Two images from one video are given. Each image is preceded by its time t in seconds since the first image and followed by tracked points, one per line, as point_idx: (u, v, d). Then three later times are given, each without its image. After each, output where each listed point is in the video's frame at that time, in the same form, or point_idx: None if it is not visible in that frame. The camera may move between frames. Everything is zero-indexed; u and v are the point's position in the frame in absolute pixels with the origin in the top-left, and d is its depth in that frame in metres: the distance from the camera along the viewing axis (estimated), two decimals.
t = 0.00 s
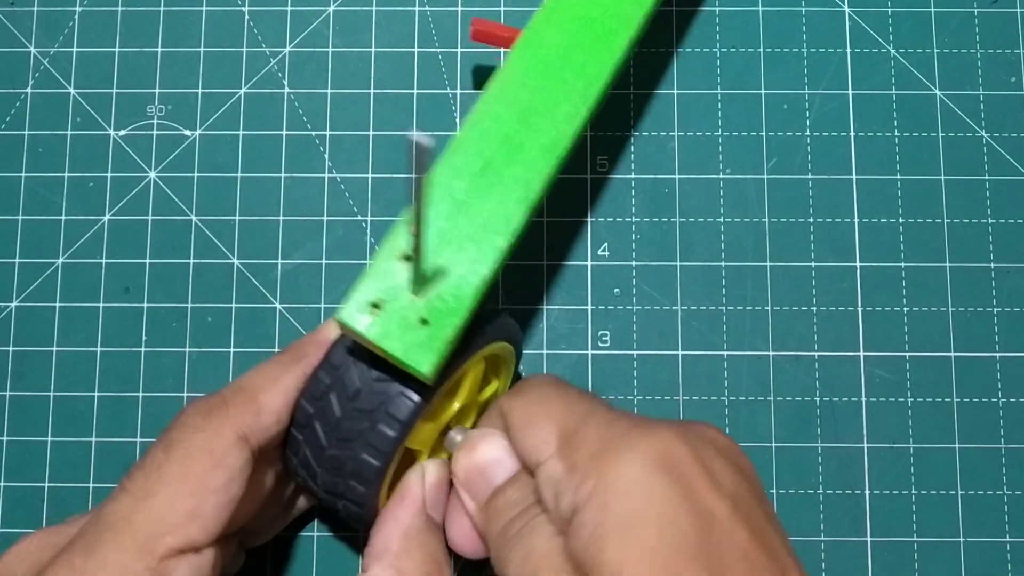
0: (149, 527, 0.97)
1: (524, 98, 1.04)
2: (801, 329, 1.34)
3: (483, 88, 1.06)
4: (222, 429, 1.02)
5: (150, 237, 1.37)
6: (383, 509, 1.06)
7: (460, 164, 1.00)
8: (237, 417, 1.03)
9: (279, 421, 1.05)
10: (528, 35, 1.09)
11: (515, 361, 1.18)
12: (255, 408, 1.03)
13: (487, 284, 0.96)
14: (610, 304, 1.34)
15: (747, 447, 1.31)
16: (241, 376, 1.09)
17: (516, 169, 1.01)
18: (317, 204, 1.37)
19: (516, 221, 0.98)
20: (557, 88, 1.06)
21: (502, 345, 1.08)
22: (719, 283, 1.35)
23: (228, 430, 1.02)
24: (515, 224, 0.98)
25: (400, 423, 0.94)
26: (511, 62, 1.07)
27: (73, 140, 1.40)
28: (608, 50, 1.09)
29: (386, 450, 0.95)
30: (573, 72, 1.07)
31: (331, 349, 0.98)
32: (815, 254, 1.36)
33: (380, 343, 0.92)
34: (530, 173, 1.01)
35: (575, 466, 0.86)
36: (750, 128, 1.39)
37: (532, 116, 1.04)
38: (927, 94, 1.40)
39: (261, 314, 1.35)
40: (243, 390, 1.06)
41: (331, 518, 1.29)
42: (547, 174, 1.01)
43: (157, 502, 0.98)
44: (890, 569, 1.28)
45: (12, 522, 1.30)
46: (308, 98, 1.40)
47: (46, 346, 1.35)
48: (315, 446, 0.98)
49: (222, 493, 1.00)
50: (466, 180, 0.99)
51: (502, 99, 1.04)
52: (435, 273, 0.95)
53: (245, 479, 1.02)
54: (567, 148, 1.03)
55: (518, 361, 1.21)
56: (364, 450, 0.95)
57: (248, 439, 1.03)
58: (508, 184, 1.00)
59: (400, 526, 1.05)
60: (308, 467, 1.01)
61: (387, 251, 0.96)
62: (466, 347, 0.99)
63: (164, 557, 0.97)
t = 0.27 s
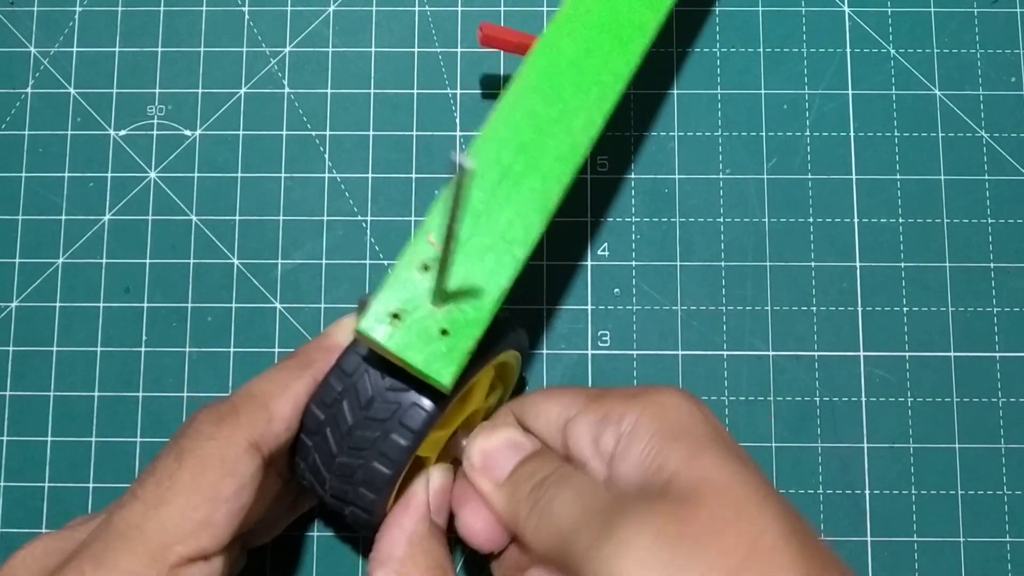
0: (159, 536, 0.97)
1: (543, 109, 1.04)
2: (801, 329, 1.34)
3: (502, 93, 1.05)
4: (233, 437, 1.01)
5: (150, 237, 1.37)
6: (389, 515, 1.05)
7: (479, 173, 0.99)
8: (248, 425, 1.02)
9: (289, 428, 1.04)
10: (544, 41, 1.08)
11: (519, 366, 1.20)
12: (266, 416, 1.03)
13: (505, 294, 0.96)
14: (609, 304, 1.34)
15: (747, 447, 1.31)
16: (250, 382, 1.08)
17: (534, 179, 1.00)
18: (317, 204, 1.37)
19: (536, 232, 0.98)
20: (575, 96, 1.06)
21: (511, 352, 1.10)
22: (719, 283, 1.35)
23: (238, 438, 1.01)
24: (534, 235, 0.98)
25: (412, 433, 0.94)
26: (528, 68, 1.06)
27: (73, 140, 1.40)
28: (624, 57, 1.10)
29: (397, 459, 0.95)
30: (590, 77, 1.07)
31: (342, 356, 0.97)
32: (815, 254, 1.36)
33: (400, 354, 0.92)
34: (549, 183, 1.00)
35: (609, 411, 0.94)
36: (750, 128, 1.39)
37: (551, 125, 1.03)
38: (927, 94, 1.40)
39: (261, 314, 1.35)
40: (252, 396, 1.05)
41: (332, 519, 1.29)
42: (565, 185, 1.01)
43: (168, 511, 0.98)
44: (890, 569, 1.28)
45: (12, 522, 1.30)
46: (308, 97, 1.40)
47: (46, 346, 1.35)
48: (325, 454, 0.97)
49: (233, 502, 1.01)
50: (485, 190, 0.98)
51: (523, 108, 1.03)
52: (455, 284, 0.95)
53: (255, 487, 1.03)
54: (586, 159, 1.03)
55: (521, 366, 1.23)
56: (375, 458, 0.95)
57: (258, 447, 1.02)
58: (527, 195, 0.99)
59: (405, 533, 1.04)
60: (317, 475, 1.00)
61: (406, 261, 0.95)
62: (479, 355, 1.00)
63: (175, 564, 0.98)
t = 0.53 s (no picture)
0: (161, 520, 0.96)
1: (554, 110, 1.04)
2: (801, 329, 1.34)
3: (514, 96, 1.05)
4: (235, 421, 1.02)
5: (150, 237, 1.37)
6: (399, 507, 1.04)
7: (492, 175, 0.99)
8: (250, 410, 1.04)
9: (291, 414, 1.06)
10: (555, 43, 1.09)
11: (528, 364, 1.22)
12: (269, 401, 1.05)
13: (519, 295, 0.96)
14: (609, 304, 1.34)
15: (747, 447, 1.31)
16: (253, 371, 1.10)
17: (546, 180, 1.00)
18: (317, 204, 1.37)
19: (549, 232, 0.98)
20: (589, 98, 1.06)
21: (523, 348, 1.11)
22: (719, 283, 1.35)
23: (241, 422, 1.02)
24: (548, 235, 0.98)
25: (433, 421, 0.94)
26: (539, 72, 1.07)
27: (73, 139, 1.40)
28: (636, 56, 1.11)
29: (414, 447, 0.95)
30: (601, 75, 1.08)
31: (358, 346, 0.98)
32: (815, 254, 1.36)
33: (415, 355, 0.91)
34: (561, 184, 1.00)
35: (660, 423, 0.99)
36: (750, 128, 1.39)
37: (564, 126, 1.04)
38: (927, 94, 1.40)
39: (261, 314, 1.35)
40: (256, 383, 1.07)
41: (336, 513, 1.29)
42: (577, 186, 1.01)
43: (170, 495, 0.97)
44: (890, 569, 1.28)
45: (12, 522, 1.30)
46: (308, 97, 1.40)
47: (46, 346, 1.35)
48: (340, 442, 0.98)
49: (235, 486, 1.00)
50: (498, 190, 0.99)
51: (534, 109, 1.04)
52: (470, 285, 0.94)
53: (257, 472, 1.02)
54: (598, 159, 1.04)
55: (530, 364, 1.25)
56: (393, 446, 0.95)
57: (260, 431, 1.03)
58: (539, 196, 0.99)
59: (415, 523, 1.03)
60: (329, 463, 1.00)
61: (420, 263, 0.95)
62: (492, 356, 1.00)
63: (178, 550, 0.96)
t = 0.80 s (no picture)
0: (177, 498, 0.96)
1: (544, 95, 1.04)
2: (801, 329, 1.34)
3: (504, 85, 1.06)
4: (245, 399, 1.02)
5: (150, 237, 1.37)
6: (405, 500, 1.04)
7: (482, 161, 1.00)
8: (259, 389, 1.04)
9: (297, 393, 1.06)
10: (543, 32, 1.09)
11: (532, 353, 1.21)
12: (277, 380, 1.05)
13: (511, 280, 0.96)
14: (609, 304, 1.34)
15: (747, 447, 1.31)
16: (259, 351, 1.10)
17: (537, 165, 1.00)
18: (317, 204, 1.37)
19: (540, 217, 0.98)
20: (580, 81, 1.06)
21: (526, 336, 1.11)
22: (719, 283, 1.35)
23: (251, 400, 1.02)
24: (539, 219, 0.98)
25: (442, 400, 0.94)
26: (530, 60, 1.07)
27: (73, 140, 1.40)
28: (627, 42, 1.09)
29: (422, 425, 0.94)
30: (592, 61, 1.07)
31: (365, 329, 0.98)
32: (815, 254, 1.36)
33: (407, 341, 0.92)
34: (553, 168, 1.00)
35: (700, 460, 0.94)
36: (750, 129, 1.39)
37: (554, 111, 1.03)
38: (927, 95, 1.40)
39: (261, 313, 1.35)
40: (263, 362, 1.07)
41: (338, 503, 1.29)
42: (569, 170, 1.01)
43: (185, 473, 0.97)
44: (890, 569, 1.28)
45: (12, 522, 1.30)
46: (308, 97, 1.40)
47: (46, 346, 1.35)
48: (348, 423, 0.96)
49: (248, 463, 1.00)
50: (488, 176, 0.99)
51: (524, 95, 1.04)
52: (461, 270, 0.95)
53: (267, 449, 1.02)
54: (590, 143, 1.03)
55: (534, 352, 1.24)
56: (400, 425, 0.94)
57: (269, 409, 1.03)
58: (531, 181, 0.99)
59: (421, 516, 1.03)
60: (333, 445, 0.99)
61: (412, 249, 0.96)
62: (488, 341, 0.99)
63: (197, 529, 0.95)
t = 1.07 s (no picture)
0: (166, 508, 0.92)
1: (519, 78, 1.04)
2: (801, 329, 1.34)
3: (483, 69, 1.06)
4: (235, 398, 0.97)
5: (150, 237, 1.37)
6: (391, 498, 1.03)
7: (458, 144, 1.00)
8: (250, 386, 0.98)
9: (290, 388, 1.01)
10: (524, 19, 1.09)
11: (519, 343, 1.19)
12: (266, 376, 0.99)
13: (479, 259, 0.95)
14: (609, 304, 1.34)
15: (747, 447, 1.31)
16: (243, 341, 1.04)
17: (512, 147, 1.00)
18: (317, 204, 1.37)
19: (510, 197, 0.97)
20: (552, 68, 1.05)
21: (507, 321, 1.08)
22: (719, 283, 1.35)
23: (243, 399, 0.97)
24: (510, 200, 0.97)
25: (408, 391, 0.94)
26: (509, 46, 1.07)
27: (73, 140, 1.40)
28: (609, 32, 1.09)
29: (394, 414, 0.94)
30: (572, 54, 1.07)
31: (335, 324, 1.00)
32: (815, 254, 1.36)
33: (371, 317, 0.91)
34: (526, 151, 0.99)
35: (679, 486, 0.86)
36: (750, 129, 1.39)
37: (528, 94, 1.03)
38: (926, 95, 1.40)
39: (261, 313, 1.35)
40: (249, 356, 1.01)
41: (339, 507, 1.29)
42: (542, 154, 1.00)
43: (175, 479, 0.92)
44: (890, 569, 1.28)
45: (12, 522, 1.30)
46: (308, 97, 1.40)
47: (46, 346, 1.35)
48: (322, 419, 0.98)
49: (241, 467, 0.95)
50: (462, 159, 0.99)
51: (500, 79, 1.04)
52: (429, 249, 0.94)
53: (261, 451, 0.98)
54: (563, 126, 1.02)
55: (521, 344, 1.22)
56: (372, 419, 0.95)
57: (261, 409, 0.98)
58: (504, 163, 0.99)
59: (409, 512, 1.02)
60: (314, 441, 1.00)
61: (382, 229, 0.96)
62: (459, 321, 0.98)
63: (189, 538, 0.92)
